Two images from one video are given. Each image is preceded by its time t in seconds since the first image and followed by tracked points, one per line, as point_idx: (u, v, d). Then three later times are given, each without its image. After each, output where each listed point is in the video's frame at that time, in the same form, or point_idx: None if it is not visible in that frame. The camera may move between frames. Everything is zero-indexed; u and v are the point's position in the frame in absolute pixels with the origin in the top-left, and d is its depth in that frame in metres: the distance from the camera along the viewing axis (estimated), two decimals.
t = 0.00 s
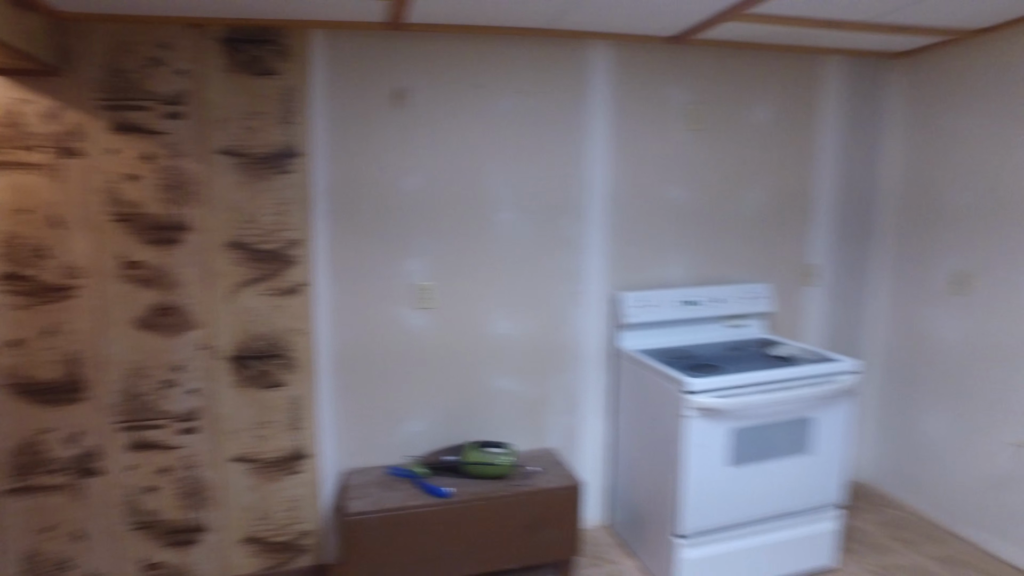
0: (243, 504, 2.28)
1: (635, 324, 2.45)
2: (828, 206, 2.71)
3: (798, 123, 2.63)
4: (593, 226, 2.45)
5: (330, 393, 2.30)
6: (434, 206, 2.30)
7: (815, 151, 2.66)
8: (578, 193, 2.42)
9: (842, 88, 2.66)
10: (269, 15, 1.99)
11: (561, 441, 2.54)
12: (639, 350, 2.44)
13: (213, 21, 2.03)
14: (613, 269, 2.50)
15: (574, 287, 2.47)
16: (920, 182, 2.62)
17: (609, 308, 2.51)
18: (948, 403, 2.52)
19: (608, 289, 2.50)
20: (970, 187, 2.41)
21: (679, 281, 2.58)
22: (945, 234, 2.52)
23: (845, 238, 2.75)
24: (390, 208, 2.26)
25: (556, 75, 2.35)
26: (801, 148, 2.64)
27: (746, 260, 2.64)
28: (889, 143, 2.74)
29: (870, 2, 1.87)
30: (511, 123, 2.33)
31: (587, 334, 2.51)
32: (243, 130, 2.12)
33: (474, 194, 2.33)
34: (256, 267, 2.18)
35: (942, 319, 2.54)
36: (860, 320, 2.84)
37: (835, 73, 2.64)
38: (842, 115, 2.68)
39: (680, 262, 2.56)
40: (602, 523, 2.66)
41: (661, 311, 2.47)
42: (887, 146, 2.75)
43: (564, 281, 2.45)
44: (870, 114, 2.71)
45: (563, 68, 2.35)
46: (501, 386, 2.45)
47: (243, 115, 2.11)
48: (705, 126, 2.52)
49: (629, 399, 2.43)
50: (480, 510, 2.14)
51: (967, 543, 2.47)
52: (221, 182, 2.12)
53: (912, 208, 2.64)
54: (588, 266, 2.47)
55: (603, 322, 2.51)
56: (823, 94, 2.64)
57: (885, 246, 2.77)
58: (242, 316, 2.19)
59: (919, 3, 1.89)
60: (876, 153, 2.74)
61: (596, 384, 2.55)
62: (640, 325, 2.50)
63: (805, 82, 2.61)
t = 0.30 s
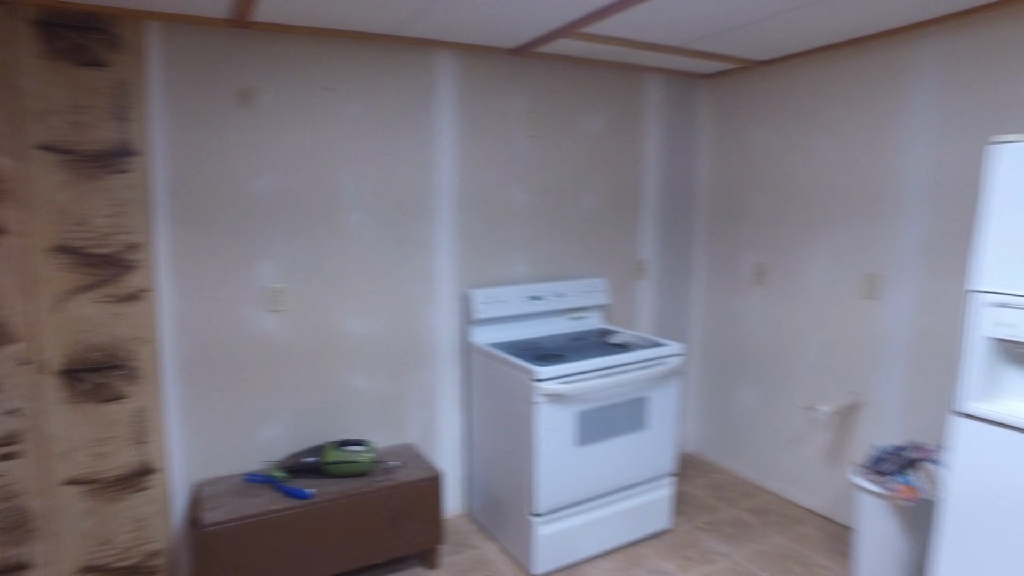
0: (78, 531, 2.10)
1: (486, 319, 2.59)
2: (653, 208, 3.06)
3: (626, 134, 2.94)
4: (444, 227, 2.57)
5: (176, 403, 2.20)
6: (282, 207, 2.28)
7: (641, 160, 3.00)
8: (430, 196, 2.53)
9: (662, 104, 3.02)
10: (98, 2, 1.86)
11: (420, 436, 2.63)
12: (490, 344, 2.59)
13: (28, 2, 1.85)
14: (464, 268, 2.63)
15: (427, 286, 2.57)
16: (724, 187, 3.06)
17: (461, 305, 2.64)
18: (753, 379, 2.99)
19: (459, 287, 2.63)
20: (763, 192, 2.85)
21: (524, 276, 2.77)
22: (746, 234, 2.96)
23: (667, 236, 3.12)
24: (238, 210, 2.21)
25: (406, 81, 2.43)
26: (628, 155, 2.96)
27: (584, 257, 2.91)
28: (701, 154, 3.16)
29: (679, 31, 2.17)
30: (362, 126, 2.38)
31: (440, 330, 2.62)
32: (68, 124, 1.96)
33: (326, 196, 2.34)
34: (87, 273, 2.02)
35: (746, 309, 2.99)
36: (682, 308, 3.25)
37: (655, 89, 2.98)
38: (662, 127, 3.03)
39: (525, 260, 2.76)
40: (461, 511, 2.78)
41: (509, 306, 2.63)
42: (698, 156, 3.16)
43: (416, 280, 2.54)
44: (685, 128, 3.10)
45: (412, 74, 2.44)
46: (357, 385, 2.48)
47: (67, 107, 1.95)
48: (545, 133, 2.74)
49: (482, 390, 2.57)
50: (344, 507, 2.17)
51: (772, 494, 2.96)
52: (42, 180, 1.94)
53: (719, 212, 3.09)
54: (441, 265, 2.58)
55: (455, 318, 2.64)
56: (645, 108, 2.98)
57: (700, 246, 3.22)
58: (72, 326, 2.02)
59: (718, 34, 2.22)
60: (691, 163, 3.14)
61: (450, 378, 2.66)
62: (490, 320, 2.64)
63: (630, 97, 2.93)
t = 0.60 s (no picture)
0: None
1: (392, 316, 2.63)
2: (553, 207, 3.21)
3: (525, 136, 3.07)
4: (347, 225, 2.58)
5: (63, 411, 2.09)
6: (179, 205, 2.22)
7: (541, 161, 3.13)
8: (333, 194, 2.54)
9: (559, 108, 3.16)
10: None
11: (329, 434, 2.65)
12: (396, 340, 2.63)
13: None
14: (368, 266, 2.66)
15: (331, 284, 2.58)
16: (617, 188, 3.26)
17: (367, 303, 2.67)
18: (651, 368, 3.18)
19: (365, 285, 2.66)
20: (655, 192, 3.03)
21: (430, 274, 2.84)
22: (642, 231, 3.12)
23: (568, 234, 3.28)
24: (130, 208, 2.13)
25: (306, 79, 2.43)
26: (528, 156, 3.09)
27: (489, 255, 3.01)
28: (596, 156, 3.35)
29: (574, 37, 2.30)
30: (261, 124, 2.36)
31: (346, 328, 2.63)
32: None
33: (225, 193, 2.30)
34: None
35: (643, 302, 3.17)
36: (584, 303, 3.41)
37: (553, 93, 3.13)
38: (560, 129, 3.18)
39: (429, 258, 2.82)
40: (373, 507, 2.82)
41: (415, 302, 2.68)
42: (595, 157, 3.34)
43: (321, 278, 2.55)
44: (582, 131, 3.27)
45: (312, 72, 2.44)
46: (262, 385, 2.45)
47: None
48: (447, 133, 2.81)
49: (389, 386, 2.61)
50: (253, 508, 2.14)
51: (671, 476, 3.16)
52: None
53: (617, 210, 3.27)
54: (346, 263, 2.60)
55: (361, 316, 2.66)
56: (544, 110, 3.11)
57: (600, 244, 3.40)
58: None
59: (611, 41, 2.36)
60: (588, 164, 3.32)
61: (358, 376, 2.69)
62: (396, 317, 2.68)
63: (530, 100, 3.06)
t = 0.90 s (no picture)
0: None
1: (347, 314, 2.67)
2: (506, 206, 3.29)
3: (478, 137, 3.14)
4: (301, 224, 2.61)
5: (9, 413, 2.05)
6: (130, 204, 2.21)
7: (495, 162, 3.22)
8: (286, 193, 2.56)
9: (511, 110, 3.25)
10: None
11: (286, 433, 2.66)
12: (351, 337, 2.66)
13: None
14: (323, 264, 2.69)
15: (286, 282, 2.60)
16: (569, 188, 3.37)
17: (322, 301, 2.70)
18: (604, 362, 3.30)
19: (319, 283, 2.69)
20: (605, 191, 3.18)
21: (384, 272, 2.88)
22: (593, 228, 3.27)
23: (522, 233, 3.37)
24: (78, 206, 2.12)
25: (257, 78, 2.45)
26: (481, 156, 3.16)
27: (443, 253, 3.08)
28: (548, 158, 3.45)
29: (524, 40, 2.38)
30: (212, 123, 2.36)
31: (301, 326, 2.66)
32: None
33: (176, 192, 2.31)
34: None
35: (596, 297, 3.30)
36: (538, 300, 3.50)
37: (504, 95, 3.21)
38: (512, 131, 3.27)
39: (384, 256, 2.87)
40: (331, 504, 2.85)
41: (370, 300, 2.73)
42: (546, 158, 3.44)
43: (275, 277, 2.57)
44: (534, 132, 3.36)
45: (264, 72, 2.46)
46: (216, 384, 2.45)
47: None
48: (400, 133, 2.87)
49: (345, 383, 2.64)
50: (208, 506, 2.15)
51: (624, 467, 3.26)
52: None
53: (568, 210, 3.40)
54: (300, 262, 2.63)
55: (316, 314, 2.69)
56: (496, 112, 3.20)
57: (553, 243, 3.51)
58: None
59: (561, 45, 2.45)
60: (540, 164, 3.42)
61: (314, 373, 2.72)
62: (351, 315, 2.71)
63: (481, 101, 3.13)
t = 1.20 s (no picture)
0: None
1: (333, 308, 2.70)
2: (490, 202, 3.33)
3: (463, 133, 3.18)
4: (286, 219, 2.64)
5: None
6: (115, 199, 2.24)
7: (479, 159, 3.26)
8: (271, 189, 2.59)
9: (495, 107, 3.29)
10: None
11: (272, 426, 2.69)
12: (336, 331, 2.69)
13: None
14: (308, 259, 2.72)
15: (272, 277, 2.63)
16: (554, 184, 3.42)
17: (308, 296, 2.73)
18: (588, 356, 3.35)
19: (305, 278, 2.72)
20: (588, 187, 3.23)
21: (369, 267, 2.91)
22: (577, 224, 3.32)
23: (507, 229, 3.42)
24: (63, 201, 2.14)
25: (241, 75, 2.47)
26: (465, 153, 3.20)
27: (428, 249, 3.12)
28: (532, 155, 3.49)
29: (506, 38, 2.42)
30: (197, 119, 2.39)
31: (287, 321, 2.68)
32: None
33: (161, 188, 2.33)
34: None
35: (580, 291, 3.35)
36: (523, 295, 3.55)
37: (489, 93, 3.25)
38: (496, 128, 3.31)
39: (369, 251, 2.91)
40: (318, 496, 2.88)
41: (356, 295, 2.76)
42: (530, 154, 3.48)
43: (261, 272, 2.59)
44: (518, 129, 3.41)
45: (248, 69, 2.49)
46: (203, 377, 2.48)
47: None
48: (385, 129, 2.90)
49: (331, 377, 2.67)
50: (194, 497, 2.17)
51: (609, 459, 3.30)
52: None
53: (552, 206, 3.45)
54: (286, 257, 2.65)
55: (301, 309, 2.72)
56: (480, 109, 3.24)
57: (538, 239, 3.56)
58: None
59: (542, 42, 2.49)
60: (525, 161, 3.46)
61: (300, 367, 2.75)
62: (336, 310, 2.75)
63: (465, 99, 3.17)
